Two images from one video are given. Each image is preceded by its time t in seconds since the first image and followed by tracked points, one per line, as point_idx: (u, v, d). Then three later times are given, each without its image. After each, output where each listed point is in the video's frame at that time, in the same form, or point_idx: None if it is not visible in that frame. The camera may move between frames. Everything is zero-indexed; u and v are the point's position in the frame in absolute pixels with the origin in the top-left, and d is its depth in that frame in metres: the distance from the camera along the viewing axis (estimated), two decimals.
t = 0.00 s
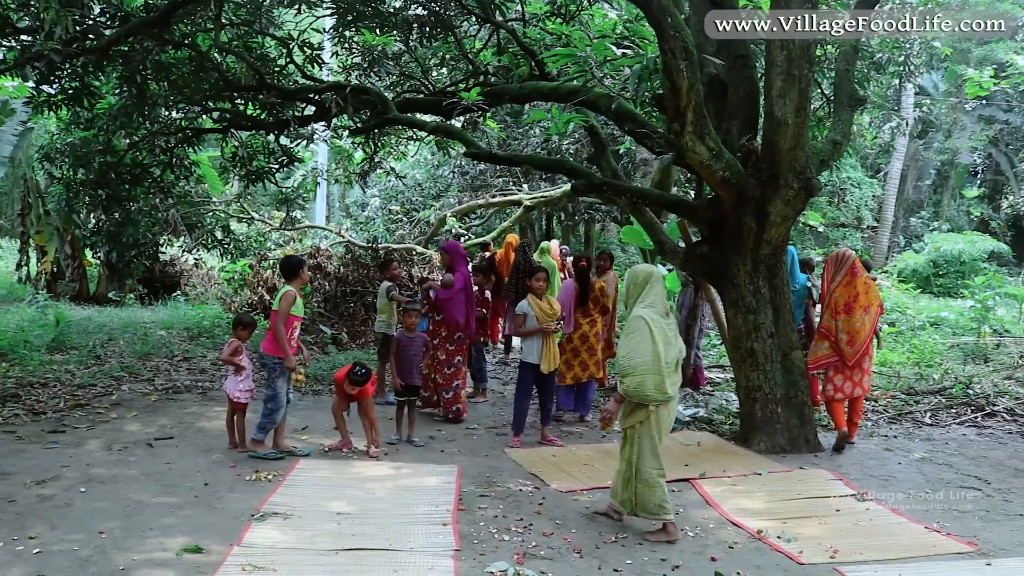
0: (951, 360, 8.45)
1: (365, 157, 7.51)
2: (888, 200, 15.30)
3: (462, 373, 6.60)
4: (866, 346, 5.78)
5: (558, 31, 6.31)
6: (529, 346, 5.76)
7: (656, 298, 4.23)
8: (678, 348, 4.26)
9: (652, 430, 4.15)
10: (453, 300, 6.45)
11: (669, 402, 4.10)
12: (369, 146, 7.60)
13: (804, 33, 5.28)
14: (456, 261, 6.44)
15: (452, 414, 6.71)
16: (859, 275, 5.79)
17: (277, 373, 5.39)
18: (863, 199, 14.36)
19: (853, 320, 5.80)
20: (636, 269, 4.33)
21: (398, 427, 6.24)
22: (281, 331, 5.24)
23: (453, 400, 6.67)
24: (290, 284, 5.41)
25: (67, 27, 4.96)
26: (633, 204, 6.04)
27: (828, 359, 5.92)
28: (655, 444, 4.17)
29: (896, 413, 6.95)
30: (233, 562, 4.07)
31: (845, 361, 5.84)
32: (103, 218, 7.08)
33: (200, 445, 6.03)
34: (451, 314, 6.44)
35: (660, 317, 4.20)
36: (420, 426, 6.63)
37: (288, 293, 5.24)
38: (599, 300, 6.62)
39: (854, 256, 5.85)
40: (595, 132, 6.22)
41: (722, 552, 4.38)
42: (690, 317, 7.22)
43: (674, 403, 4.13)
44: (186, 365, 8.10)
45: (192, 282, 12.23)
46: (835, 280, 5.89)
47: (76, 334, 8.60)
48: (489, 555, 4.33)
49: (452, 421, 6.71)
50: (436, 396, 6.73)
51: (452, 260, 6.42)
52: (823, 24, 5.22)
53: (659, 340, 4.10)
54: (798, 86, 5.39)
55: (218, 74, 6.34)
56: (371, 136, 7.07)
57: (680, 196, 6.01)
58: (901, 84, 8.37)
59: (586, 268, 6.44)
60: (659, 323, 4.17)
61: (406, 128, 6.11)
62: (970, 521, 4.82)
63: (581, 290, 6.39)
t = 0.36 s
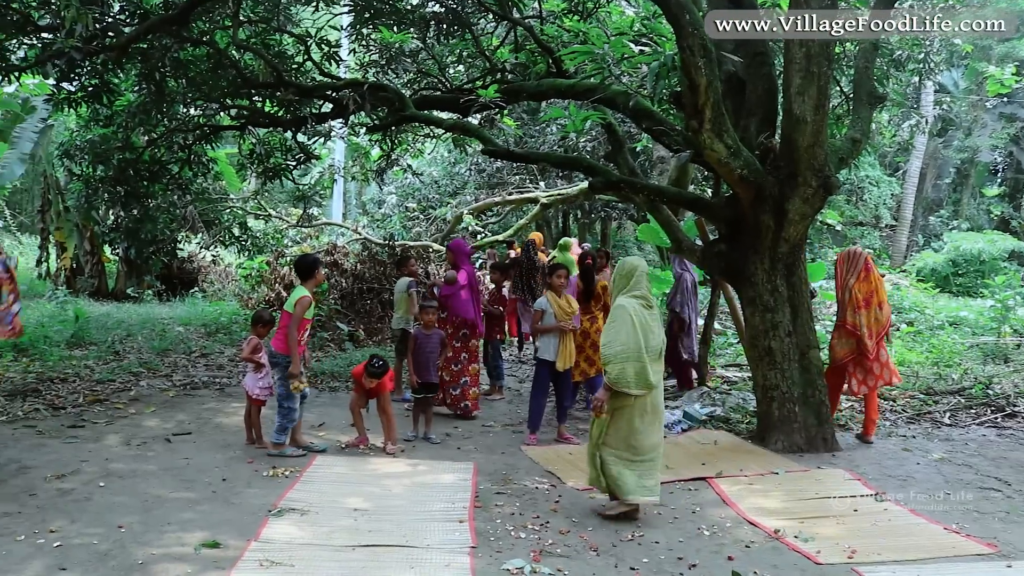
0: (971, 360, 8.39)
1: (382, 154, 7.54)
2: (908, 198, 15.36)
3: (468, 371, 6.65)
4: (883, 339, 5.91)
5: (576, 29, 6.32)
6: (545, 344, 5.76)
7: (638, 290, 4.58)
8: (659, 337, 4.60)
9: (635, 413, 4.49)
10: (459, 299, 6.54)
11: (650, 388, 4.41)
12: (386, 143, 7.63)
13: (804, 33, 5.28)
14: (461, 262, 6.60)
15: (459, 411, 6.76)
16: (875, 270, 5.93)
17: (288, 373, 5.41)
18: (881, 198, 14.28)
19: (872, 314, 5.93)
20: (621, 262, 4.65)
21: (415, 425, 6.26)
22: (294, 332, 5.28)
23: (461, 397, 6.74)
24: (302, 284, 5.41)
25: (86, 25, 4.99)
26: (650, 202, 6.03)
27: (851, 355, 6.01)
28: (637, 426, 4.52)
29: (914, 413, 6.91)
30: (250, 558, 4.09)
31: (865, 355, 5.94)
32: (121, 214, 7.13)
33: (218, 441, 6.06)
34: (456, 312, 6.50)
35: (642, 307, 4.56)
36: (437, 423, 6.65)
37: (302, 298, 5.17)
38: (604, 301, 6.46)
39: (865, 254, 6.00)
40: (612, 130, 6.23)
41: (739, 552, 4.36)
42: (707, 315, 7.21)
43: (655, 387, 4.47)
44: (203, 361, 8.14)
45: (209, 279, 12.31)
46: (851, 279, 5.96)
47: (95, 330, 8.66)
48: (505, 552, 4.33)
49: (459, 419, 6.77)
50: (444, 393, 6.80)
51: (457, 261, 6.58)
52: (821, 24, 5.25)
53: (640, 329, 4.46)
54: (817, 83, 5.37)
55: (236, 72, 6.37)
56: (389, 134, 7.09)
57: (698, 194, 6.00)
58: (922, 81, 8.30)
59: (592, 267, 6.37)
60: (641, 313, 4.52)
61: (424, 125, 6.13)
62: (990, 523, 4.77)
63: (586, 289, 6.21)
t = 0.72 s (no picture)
0: (994, 361, 8.31)
1: (401, 153, 7.57)
2: (928, 197, 15.19)
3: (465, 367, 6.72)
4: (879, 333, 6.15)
5: (595, 27, 6.32)
6: (567, 341, 5.78)
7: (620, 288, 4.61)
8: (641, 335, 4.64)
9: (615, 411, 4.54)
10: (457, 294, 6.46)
11: (628, 386, 4.47)
12: (404, 142, 7.66)
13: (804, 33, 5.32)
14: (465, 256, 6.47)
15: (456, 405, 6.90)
16: (875, 267, 6.18)
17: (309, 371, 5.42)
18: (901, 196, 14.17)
19: (869, 310, 6.20)
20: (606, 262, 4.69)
21: (434, 423, 6.28)
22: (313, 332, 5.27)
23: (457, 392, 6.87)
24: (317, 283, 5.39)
25: (108, 25, 5.04)
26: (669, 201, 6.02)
27: (855, 350, 6.19)
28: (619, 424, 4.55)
29: (936, 414, 6.86)
30: (270, 555, 4.11)
31: (862, 348, 6.18)
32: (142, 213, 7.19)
33: (238, 438, 6.10)
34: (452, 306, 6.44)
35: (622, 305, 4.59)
36: (456, 422, 6.67)
37: (321, 296, 5.25)
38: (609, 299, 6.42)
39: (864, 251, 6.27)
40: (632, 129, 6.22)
41: (759, 552, 4.34)
42: (726, 315, 7.19)
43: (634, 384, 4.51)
44: (223, 359, 8.20)
45: (229, 277, 12.42)
46: (850, 275, 6.21)
47: (116, 328, 8.74)
48: (524, 551, 4.33)
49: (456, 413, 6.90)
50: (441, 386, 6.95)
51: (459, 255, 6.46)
52: (820, 23, 5.25)
53: (619, 328, 4.51)
54: (839, 81, 5.34)
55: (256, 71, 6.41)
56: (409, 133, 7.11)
57: (718, 193, 5.98)
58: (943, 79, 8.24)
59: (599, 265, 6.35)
60: (620, 312, 4.57)
61: (443, 124, 6.16)
62: (1014, 525, 4.72)
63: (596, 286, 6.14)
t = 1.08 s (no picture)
0: (1011, 363, 8.26)
1: (416, 154, 7.60)
2: (944, 197, 15.15)
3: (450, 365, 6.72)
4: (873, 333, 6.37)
5: (610, 28, 6.33)
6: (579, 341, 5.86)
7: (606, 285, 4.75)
8: (628, 332, 4.74)
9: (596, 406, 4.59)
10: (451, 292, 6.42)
11: (607, 379, 4.55)
12: (419, 142, 7.69)
13: (804, 32, 5.41)
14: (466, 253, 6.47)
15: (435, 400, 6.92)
16: (874, 268, 6.34)
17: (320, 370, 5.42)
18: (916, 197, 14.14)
19: (865, 310, 6.38)
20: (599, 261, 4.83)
21: (447, 423, 6.29)
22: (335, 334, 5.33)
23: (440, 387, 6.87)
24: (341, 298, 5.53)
25: (125, 25, 5.07)
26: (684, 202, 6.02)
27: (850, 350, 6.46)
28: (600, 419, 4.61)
29: (952, 416, 6.83)
30: (284, 553, 4.12)
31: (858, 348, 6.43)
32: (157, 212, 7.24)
33: (253, 437, 6.12)
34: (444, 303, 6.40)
35: (608, 302, 4.74)
36: (469, 422, 6.68)
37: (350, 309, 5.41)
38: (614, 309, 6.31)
39: (866, 253, 6.44)
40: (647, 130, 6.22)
41: (773, 554, 4.33)
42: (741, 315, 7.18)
43: (616, 377, 4.60)
44: (238, 357, 8.24)
45: (243, 277, 12.49)
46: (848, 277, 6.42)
47: (132, 327, 8.80)
48: (538, 551, 4.34)
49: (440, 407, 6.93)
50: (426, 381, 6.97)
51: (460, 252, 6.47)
52: (819, 23, 5.34)
53: (602, 323, 4.66)
54: (855, 81, 5.32)
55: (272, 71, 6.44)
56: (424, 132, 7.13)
57: (734, 194, 5.97)
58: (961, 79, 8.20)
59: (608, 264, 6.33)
60: (606, 308, 4.72)
61: (458, 124, 6.17)
62: None
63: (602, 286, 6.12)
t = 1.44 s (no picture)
0: None
1: (432, 152, 7.62)
2: (963, 196, 15.04)
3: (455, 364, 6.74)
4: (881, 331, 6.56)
5: (626, 26, 6.33)
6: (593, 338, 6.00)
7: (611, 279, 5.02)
8: (630, 325, 5.02)
9: (596, 393, 4.91)
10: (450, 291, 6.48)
11: (607, 368, 4.86)
12: (435, 140, 7.71)
13: (805, 32, 5.37)
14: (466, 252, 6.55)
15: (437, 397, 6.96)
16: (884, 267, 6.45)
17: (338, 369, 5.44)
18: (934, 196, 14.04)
19: (874, 307, 6.53)
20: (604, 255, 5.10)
21: (463, 421, 6.30)
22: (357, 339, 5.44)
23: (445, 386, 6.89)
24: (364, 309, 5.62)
25: (142, 23, 5.10)
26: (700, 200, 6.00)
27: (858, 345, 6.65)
28: (600, 405, 4.92)
29: (971, 417, 6.79)
30: (300, 550, 4.14)
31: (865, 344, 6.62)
32: (174, 210, 7.30)
33: (269, 434, 6.15)
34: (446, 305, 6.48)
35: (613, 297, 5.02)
36: (484, 420, 6.69)
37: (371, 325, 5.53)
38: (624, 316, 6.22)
39: (878, 252, 6.55)
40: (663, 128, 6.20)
41: (789, 554, 4.32)
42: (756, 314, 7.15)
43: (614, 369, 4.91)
44: (253, 354, 8.28)
45: (259, 274, 12.55)
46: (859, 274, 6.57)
47: (149, 323, 8.87)
48: (554, 549, 4.34)
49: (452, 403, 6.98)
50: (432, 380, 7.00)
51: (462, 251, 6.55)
52: (830, 22, 5.34)
53: (604, 316, 4.93)
54: (873, 79, 5.29)
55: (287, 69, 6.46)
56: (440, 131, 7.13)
57: (750, 192, 5.95)
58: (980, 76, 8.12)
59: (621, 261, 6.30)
60: (610, 301, 5.00)
61: (473, 122, 6.18)
62: None
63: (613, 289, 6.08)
